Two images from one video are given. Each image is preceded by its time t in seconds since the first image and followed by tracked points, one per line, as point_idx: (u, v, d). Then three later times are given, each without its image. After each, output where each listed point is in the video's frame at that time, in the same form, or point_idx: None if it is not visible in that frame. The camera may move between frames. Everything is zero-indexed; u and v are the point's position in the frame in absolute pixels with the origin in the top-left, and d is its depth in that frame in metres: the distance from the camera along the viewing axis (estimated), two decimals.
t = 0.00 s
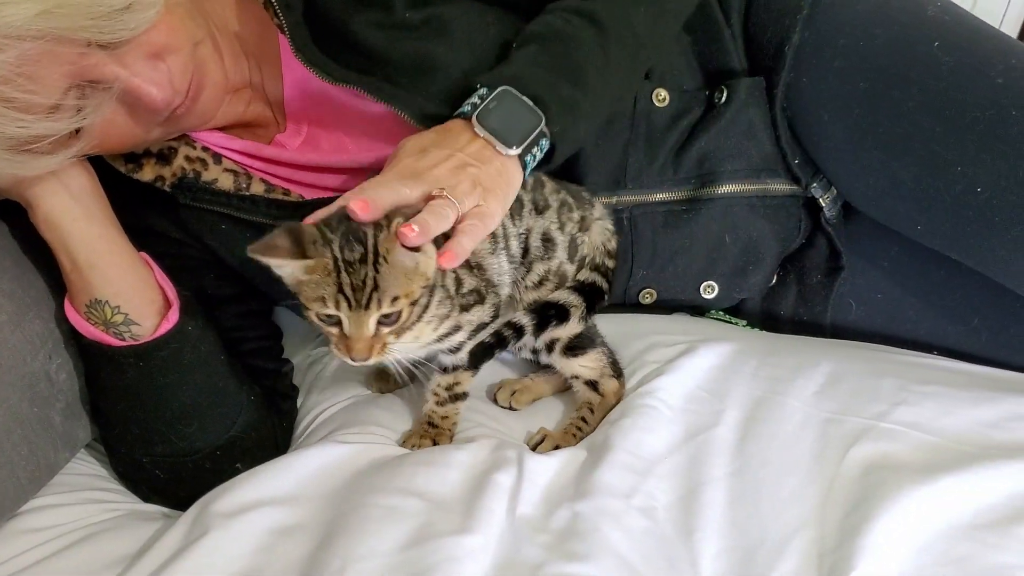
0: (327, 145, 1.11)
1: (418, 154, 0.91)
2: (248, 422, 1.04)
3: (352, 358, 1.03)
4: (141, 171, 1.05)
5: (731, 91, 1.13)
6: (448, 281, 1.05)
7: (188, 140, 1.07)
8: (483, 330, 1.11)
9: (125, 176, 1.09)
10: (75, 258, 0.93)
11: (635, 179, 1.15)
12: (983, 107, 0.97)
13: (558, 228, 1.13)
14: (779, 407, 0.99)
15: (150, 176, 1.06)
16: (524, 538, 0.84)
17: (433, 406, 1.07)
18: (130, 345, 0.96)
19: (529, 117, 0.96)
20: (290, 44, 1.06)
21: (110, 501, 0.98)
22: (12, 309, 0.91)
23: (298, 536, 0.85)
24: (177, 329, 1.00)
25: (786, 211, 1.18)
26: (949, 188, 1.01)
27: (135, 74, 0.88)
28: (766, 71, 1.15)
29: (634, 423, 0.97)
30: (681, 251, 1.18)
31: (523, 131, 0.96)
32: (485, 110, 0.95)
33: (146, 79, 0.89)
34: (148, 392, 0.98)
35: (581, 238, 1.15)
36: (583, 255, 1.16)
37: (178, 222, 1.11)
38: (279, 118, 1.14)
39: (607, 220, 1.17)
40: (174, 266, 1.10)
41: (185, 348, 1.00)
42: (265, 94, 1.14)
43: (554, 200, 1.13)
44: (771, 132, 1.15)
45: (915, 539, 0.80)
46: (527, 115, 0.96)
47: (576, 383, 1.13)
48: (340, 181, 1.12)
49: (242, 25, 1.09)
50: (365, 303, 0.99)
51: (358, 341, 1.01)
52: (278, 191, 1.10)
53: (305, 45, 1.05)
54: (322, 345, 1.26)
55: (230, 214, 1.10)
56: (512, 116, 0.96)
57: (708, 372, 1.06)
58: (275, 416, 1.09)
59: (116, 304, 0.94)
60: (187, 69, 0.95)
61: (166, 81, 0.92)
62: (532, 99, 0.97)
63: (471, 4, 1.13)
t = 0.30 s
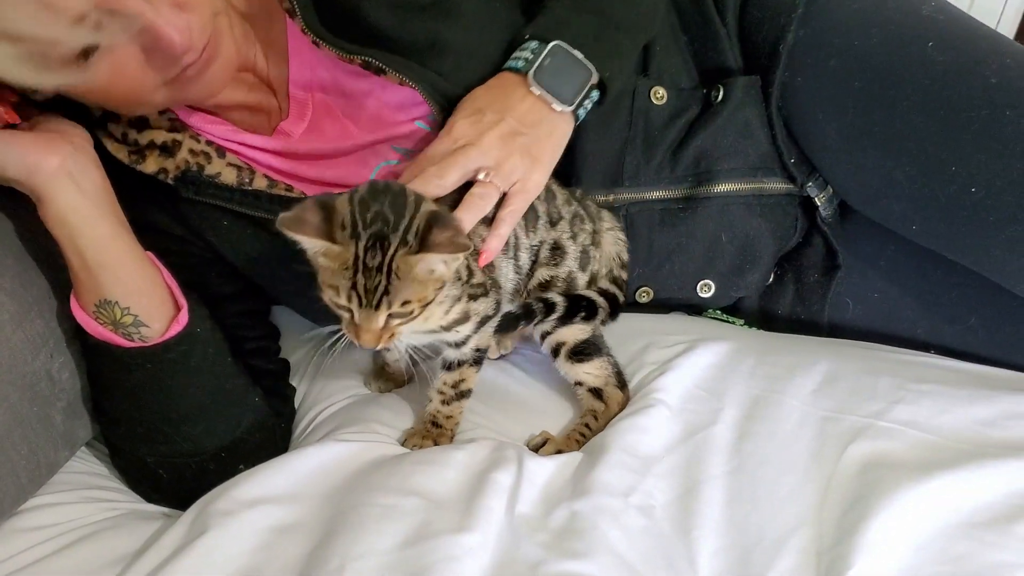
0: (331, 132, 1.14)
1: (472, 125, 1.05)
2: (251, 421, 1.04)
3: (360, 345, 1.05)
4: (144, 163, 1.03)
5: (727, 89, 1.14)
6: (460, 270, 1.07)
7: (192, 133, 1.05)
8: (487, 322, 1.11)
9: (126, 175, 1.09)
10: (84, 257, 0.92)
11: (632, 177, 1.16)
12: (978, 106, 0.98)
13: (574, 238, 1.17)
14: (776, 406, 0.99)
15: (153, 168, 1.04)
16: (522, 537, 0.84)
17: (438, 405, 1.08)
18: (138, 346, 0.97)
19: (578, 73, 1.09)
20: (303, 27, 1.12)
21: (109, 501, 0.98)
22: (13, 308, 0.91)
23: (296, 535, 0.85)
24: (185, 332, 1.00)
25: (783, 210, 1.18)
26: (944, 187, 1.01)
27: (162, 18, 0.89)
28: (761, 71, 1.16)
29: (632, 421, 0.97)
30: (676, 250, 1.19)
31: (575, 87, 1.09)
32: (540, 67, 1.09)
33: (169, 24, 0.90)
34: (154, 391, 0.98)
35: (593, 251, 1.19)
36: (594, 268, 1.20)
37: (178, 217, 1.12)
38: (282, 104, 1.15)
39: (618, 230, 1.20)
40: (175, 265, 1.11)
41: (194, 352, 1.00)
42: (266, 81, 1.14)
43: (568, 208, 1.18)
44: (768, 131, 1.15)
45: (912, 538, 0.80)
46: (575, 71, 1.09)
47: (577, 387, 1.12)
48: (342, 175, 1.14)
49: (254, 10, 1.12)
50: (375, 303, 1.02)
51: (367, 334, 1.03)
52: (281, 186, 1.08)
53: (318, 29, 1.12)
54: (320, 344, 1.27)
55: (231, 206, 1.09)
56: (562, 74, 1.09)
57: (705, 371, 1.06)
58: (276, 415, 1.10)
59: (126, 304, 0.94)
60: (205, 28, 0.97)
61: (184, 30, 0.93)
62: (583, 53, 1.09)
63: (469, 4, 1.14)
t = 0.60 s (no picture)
0: (330, 126, 1.16)
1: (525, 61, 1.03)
2: (251, 421, 1.04)
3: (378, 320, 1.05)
4: (146, 163, 1.02)
5: (726, 88, 1.13)
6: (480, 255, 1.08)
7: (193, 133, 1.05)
8: (495, 317, 1.11)
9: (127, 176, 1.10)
10: (90, 254, 0.93)
11: (632, 176, 1.16)
12: (976, 103, 0.98)
13: (586, 242, 1.18)
14: (775, 406, 0.99)
15: (155, 168, 1.03)
16: (522, 537, 0.85)
17: (442, 403, 1.07)
18: (142, 342, 0.96)
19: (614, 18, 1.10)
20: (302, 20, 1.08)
21: (111, 501, 0.98)
22: (14, 309, 0.91)
23: (296, 535, 0.86)
24: (189, 328, 0.99)
25: (782, 208, 1.18)
26: (943, 184, 1.01)
27: (126, 38, 0.87)
28: (760, 69, 1.16)
29: (631, 421, 0.98)
30: (675, 249, 1.19)
31: (609, 25, 1.10)
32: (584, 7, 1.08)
33: (137, 47, 0.88)
34: (158, 392, 0.98)
35: (604, 256, 1.20)
36: (604, 273, 1.21)
37: (179, 219, 1.12)
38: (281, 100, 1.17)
39: (626, 239, 1.21)
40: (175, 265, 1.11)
41: (198, 348, 0.99)
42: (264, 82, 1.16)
43: (579, 211, 1.18)
44: (766, 129, 1.15)
45: (911, 537, 0.80)
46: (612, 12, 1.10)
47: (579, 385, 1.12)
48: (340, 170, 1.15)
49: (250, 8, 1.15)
50: (393, 278, 1.03)
51: (384, 306, 1.04)
52: (282, 185, 1.07)
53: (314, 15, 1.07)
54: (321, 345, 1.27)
55: (231, 206, 1.08)
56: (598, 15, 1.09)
57: (703, 372, 1.06)
58: (276, 414, 1.10)
59: (129, 300, 0.94)
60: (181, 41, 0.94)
61: (157, 49, 0.90)
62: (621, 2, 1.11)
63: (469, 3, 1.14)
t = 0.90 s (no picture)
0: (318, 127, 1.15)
1: None
2: (244, 422, 1.04)
3: (326, 303, 1.06)
4: (135, 166, 1.03)
5: (718, 90, 1.14)
6: (465, 262, 1.08)
7: (182, 136, 1.06)
8: (482, 325, 1.10)
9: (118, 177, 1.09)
10: (76, 255, 0.94)
11: (623, 179, 1.16)
12: (966, 104, 0.98)
13: (576, 246, 1.18)
14: (767, 405, 0.99)
15: (144, 171, 1.03)
16: (515, 537, 0.84)
17: (430, 408, 1.07)
18: (130, 341, 0.96)
19: None
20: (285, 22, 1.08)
21: (101, 503, 0.98)
22: (3, 310, 0.91)
23: (288, 536, 0.86)
24: (176, 328, 0.99)
25: (774, 209, 1.18)
26: (935, 185, 1.02)
27: (93, 72, 0.84)
28: (752, 70, 1.16)
29: (623, 419, 0.98)
30: (667, 251, 1.19)
31: None
32: None
33: (109, 74, 0.86)
34: (146, 393, 0.98)
35: (595, 260, 1.20)
36: (593, 276, 1.21)
37: (169, 221, 1.11)
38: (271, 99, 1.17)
39: (618, 246, 1.21)
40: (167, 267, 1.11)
41: (186, 348, 0.99)
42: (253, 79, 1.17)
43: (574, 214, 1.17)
44: (758, 130, 1.16)
45: (902, 536, 0.81)
46: None
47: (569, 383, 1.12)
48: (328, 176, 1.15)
49: (237, 7, 1.15)
50: (343, 261, 1.02)
51: (334, 290, 1.04)
52: (272, 187, 1.07)
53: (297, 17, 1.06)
54: (314, 348, 1.27)
55: (221, 208, 1.08)
56: None
57: (694, 372, 1.07)
58: (269, 415, 1.09)
59: (116, 300, 0.94)
60: (152, 53, 0.91)
61: (128, 71, 0.88)
62: None
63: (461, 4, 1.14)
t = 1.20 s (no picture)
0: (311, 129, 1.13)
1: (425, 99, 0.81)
2: (240, 424, 1.04)
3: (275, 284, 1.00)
4: (130, 169, 1.02)
5: (714, 91, 1.14)
6: (448, 276, 1.06)
7: (177, 138, 1.05)
8: (469, 333, 1.09)
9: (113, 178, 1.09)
10: (72, 256, 0.93)
11: (619, 180, 1.17)
12: (962, 105, 0.98)
13: (576, 243, 1.19)
14: (763, 405, 1.00)
15: (139, 174, 1.03)
16: (511, 538, 0.85)
17: (421, 413, 1.06)
18: (125, 345, 0.96)
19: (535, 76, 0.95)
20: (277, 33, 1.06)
21: (97, 506, 0.98)
22: None
23: (284, 537, 0.86)
24: (172, 330, 0.99)
25: (770, 210, 1.19)
26: (930, 187, 1.02)
27: (84, 74, 0.84)
28: (748, 72, 1.16)
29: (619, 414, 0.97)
30: (663, 252, 1.20)
31: (529, 84, 0.94)
32: (493, 56, 0.92)
33: (101, 78, 0.85)
34: (141, 395, 0.98)
35: (596, 252, 1.20)
36: (593, 268, 1.21)
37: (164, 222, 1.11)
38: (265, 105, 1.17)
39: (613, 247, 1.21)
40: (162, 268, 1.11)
41: (181, 353, 0.99)
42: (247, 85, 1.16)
43: (573, 213, 1.19)
44: (755, 131, 1.16)
45: (898, 535, 0.81)
46: (533, 77, 0.95)
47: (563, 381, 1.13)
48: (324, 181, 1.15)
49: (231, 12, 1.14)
50: (294, 242, 0.97)
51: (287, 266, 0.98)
52: (268, 189, 1.07)
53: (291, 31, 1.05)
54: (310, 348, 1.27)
55: (217, 211, 1.08)
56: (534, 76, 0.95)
57: (689, 372, 1.06)
58: (266, 417, 1.09)
59: (111, 303, 0.94)
60: (143, 55, 0.91)
61: (119, 73, 0.87)
62: (539, 55, 0.96)
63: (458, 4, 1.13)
